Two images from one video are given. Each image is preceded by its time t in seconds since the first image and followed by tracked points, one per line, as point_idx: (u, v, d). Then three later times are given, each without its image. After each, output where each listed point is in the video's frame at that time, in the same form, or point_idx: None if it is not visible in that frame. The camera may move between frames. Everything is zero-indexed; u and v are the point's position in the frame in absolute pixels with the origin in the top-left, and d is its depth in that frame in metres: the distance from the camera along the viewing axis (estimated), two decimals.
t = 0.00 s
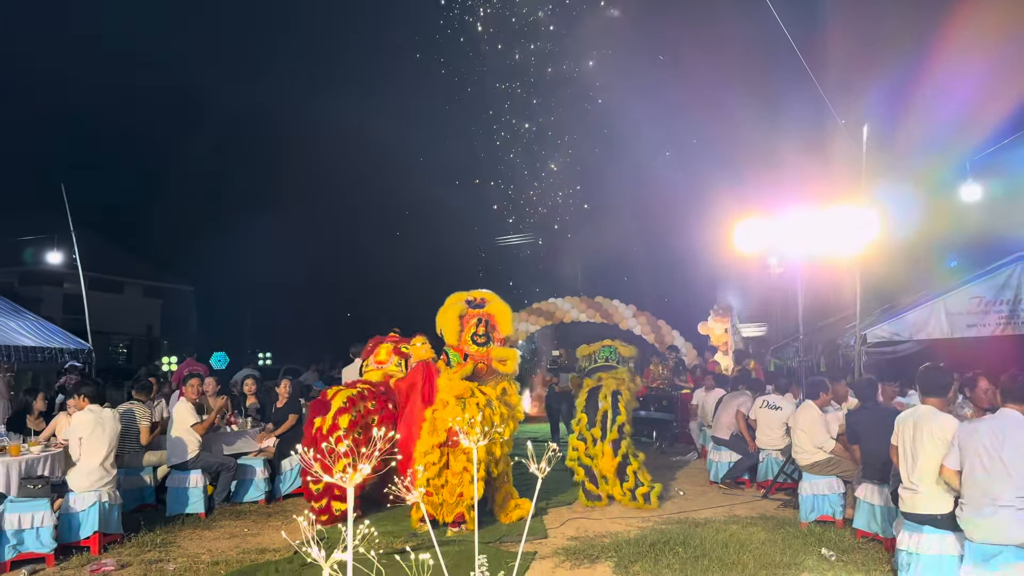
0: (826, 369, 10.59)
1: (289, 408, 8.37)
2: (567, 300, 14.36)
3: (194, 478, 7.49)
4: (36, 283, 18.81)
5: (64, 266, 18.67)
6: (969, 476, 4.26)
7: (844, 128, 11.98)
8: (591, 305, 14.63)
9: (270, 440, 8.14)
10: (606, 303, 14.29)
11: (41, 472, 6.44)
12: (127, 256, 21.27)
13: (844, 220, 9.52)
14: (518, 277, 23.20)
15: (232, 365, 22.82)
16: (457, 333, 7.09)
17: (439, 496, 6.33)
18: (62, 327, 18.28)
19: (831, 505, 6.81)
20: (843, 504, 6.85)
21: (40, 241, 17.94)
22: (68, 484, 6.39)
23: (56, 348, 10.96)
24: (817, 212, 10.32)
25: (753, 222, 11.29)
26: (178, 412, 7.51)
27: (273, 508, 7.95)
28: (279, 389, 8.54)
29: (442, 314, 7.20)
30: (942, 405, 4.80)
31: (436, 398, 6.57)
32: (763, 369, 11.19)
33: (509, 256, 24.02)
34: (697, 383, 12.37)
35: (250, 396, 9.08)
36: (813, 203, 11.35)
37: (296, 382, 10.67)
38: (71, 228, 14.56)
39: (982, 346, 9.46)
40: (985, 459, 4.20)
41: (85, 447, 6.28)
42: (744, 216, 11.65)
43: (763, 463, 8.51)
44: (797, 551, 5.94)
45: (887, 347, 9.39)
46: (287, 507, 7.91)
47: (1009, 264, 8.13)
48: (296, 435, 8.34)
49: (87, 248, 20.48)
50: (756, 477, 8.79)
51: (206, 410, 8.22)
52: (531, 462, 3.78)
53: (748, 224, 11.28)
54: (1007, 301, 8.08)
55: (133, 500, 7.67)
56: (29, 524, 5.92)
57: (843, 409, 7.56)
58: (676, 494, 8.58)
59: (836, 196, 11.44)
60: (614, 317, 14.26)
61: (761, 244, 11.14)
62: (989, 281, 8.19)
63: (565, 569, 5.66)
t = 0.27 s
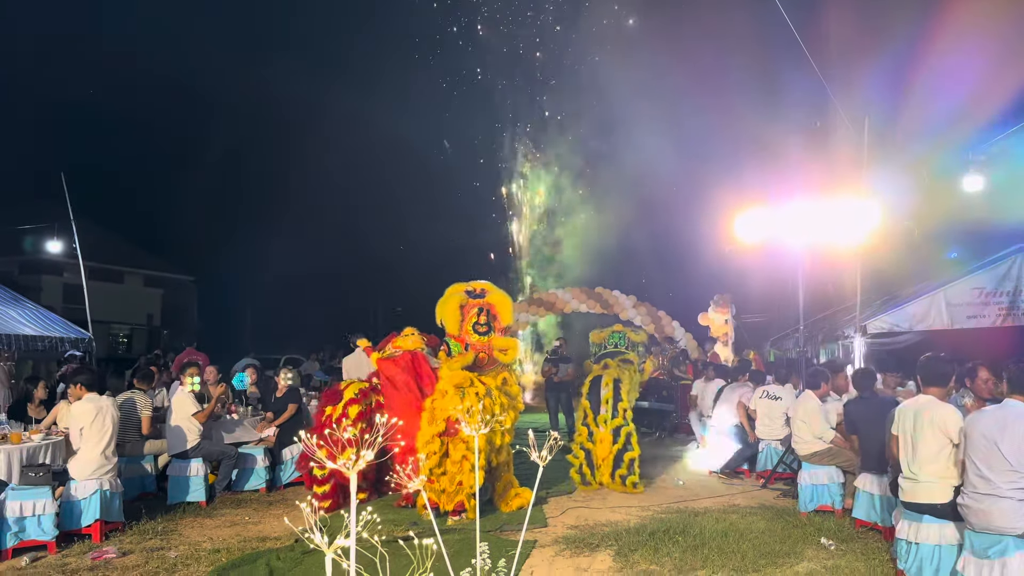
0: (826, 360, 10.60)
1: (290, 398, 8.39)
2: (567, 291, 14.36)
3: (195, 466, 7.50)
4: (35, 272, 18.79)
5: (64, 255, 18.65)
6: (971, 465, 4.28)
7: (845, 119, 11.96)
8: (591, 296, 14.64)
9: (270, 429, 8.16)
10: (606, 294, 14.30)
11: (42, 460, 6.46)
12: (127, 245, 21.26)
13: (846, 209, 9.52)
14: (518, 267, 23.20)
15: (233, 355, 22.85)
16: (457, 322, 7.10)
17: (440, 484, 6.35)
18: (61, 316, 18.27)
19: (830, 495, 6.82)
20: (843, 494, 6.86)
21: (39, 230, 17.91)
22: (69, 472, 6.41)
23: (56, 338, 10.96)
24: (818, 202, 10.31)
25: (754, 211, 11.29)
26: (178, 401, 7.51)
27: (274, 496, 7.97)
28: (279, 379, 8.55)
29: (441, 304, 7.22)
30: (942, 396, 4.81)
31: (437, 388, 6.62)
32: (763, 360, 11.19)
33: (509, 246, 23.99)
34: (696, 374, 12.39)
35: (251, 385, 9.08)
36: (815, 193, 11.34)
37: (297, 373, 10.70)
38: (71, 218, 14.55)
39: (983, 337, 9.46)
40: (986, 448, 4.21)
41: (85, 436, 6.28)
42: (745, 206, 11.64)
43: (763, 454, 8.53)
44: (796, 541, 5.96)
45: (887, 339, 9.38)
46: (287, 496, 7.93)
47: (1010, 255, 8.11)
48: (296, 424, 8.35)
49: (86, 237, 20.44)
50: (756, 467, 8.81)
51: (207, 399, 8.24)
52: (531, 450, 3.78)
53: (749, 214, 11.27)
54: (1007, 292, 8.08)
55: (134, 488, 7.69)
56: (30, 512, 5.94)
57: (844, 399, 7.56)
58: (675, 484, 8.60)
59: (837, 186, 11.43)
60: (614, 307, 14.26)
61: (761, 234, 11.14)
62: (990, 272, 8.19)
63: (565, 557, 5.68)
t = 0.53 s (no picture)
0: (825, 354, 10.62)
1: (290, 388, 8.38)
2: (567, 283, 14.27)
3: (195, 457, 7.51)
4: (34, 263, 18.73)
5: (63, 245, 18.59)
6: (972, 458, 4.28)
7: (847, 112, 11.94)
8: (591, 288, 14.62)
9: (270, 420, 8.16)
10: (606, 287, 14.28)
11: (42, 450, 6.45)
12: (127, 236, 21.23)
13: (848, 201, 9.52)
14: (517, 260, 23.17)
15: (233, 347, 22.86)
16: (458, 312, 7.09)
17: (439, 474, 6.34)
18: (61, 306, 18.22)
19: (830, 487, 6.82)
20: (842, 487, 6.87)
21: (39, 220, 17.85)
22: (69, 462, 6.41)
23: (55, 328, 10.93)
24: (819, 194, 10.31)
25: (755, 204, 11.26)
26: (176, 392, 7.47)
27: (273, 487, 7.96)
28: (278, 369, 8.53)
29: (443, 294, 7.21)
30: (943, 389, 4.81)
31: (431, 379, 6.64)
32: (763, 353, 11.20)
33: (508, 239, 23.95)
34: (696, 366, 12.40)
35: (251, 376, 9.08)
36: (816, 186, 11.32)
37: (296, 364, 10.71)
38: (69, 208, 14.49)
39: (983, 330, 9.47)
40: (988, 441, 4.21)
41: (85, 426, 6.28)
42: (746, 199, 11.63)
43: (762, 446, 8.54)
44: (796, 533, 5.97)
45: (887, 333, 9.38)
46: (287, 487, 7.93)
47: (1011, 249, 8.11)
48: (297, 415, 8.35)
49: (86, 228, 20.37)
50: (755, 460, 8.82)
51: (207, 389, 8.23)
52: (534, 442, 3.76)
53: (750, 207, 11.26)
54: (1008, 286, 8.07)
55: (134, 479, 7.69)
56: (30, 502, 5.93)
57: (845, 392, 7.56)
58: (675, 477, 8.61)
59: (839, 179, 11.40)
60: (614, 300, 14.24)
61: (762, 227, 11.13)
62: (991, 265, 8.18)
63: (565, 548, 5.69)
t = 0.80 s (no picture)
0: (825, 351, 10.62)
1: (289, 383, 8.37)
2: (566, 280, 14.53)
3: (194, 451, 7.51)
4: (33, 256, 18.67)
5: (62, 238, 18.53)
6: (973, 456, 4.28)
7: (848, 109, 11.93)
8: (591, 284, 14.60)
9: (268, 415, 8.18)
10: (606, 283, 14.27)
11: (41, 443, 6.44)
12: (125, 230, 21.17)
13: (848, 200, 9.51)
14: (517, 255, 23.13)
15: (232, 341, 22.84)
16: (452, 305, 7.02)
17: (438, 470, 6.34)
18: (59, 300, 18.16)
19: (829, 484, 6.82)
20: (842, 484, 6.87)
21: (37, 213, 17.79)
22: (67, 455, 6.39)
23: (54, 321, 10.90)
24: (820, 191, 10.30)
25: (756, 201, 11.24)
26: (174, 387, 7.43)
27: (273, 481, 7.95)
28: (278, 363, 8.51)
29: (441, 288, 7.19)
30: (943, 386, 4.81)
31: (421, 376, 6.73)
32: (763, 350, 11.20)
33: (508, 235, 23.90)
34: (696, 363, 12.39)
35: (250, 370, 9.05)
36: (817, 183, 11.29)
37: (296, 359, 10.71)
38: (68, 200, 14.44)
39: (984, 328, 9.46)
40: (988, 439, 4.21)
41: (83, 421, 6.25)
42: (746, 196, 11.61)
43: (762, 443, 8.54)
44: (795, 530, 5.97)
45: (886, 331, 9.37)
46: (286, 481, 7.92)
47: (1012, 247, 8.09)
48: (296, 410, 8.33)
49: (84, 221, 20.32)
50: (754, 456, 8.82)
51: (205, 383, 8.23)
52: (535, 437, 3.75)
53: (751, 204, 11.24)
54: (1008, 284, 8.07)
55: (133, 472, 7.68)
56: (29, 495, 5.92)
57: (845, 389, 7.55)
58: (674, 473, 8.61)
59: (840, 176, 11.37)
60: (614, 296, 14.23)
61: (763, 224, 11.11)
62: (992, 263, 8.17)
63: (565, 543, 5.69)
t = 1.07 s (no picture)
0: (824, 351, 10.62)
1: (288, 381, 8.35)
2: (565, 279, 14.31)
3: (192, 448, 7.49)
4: (31, 253, 18.66)
5: (60, 236, 18.51)
6: (973, 458, 4.27)
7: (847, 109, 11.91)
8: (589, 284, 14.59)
9: (267, 413, 8.19)
10: (605, 282, 14.26)
11: (39, 440, 6.42)
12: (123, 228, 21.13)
13: (847, 200, 9.49)
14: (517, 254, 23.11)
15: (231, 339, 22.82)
16: (438, 306, 6.90)
17: (435, 468, 6.31)
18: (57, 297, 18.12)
19: (828, 485, 6.81)
20: (840, 485, 6.86)
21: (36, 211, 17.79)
22: (65, 453, 6.38)
23: (52, 318, 10.88)
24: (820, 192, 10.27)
25: (756, 201, 11.23)
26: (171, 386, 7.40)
27: (271, 479, 7.94)
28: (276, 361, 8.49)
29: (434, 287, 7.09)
30: (944, 387, 4.80)
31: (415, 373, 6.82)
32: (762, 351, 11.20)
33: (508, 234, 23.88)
34: (695, 363, 12.37)
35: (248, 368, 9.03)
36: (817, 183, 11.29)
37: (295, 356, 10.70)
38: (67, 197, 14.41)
39: (984, 329, 9.45)
40: (990, 440, 4.19)
41: (80, 418, 6.23)
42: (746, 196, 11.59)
43: (760, 443, 8.53)
44: (793, 531, 5.96)
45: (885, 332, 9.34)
46: (285, 479, 7.91)
47: (1011, 249, 8.09)
48: (294, 408, 8.32)
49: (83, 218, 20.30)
50: (753, 457, 8.81)
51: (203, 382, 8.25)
52: (534, 437, 3.73)
53: (750, 204, 11.22)
54: (1006, 286, 8.07)
55: (130, 469, 7.66)
56: (26, 492, 5.90)
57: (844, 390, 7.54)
58: (672, 473, 8.61)
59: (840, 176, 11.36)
60: (613, 295, 14.23)
61: (762, 224, 11.09)
62: (991, 265, 8.17)
63: (563, 544, 5.68)
